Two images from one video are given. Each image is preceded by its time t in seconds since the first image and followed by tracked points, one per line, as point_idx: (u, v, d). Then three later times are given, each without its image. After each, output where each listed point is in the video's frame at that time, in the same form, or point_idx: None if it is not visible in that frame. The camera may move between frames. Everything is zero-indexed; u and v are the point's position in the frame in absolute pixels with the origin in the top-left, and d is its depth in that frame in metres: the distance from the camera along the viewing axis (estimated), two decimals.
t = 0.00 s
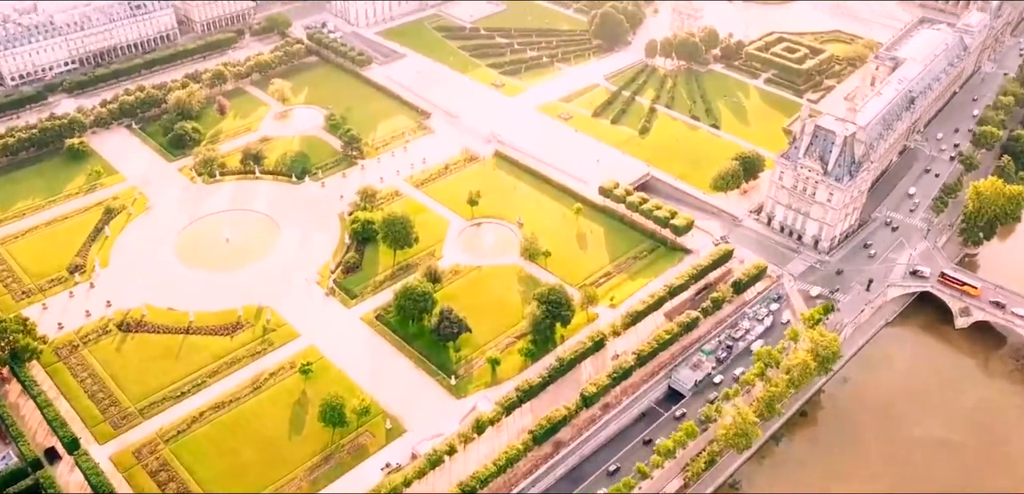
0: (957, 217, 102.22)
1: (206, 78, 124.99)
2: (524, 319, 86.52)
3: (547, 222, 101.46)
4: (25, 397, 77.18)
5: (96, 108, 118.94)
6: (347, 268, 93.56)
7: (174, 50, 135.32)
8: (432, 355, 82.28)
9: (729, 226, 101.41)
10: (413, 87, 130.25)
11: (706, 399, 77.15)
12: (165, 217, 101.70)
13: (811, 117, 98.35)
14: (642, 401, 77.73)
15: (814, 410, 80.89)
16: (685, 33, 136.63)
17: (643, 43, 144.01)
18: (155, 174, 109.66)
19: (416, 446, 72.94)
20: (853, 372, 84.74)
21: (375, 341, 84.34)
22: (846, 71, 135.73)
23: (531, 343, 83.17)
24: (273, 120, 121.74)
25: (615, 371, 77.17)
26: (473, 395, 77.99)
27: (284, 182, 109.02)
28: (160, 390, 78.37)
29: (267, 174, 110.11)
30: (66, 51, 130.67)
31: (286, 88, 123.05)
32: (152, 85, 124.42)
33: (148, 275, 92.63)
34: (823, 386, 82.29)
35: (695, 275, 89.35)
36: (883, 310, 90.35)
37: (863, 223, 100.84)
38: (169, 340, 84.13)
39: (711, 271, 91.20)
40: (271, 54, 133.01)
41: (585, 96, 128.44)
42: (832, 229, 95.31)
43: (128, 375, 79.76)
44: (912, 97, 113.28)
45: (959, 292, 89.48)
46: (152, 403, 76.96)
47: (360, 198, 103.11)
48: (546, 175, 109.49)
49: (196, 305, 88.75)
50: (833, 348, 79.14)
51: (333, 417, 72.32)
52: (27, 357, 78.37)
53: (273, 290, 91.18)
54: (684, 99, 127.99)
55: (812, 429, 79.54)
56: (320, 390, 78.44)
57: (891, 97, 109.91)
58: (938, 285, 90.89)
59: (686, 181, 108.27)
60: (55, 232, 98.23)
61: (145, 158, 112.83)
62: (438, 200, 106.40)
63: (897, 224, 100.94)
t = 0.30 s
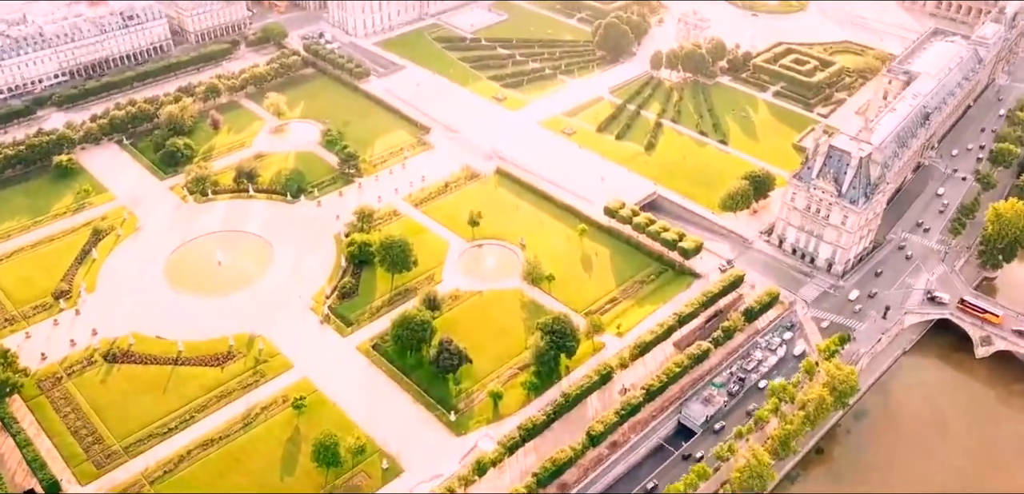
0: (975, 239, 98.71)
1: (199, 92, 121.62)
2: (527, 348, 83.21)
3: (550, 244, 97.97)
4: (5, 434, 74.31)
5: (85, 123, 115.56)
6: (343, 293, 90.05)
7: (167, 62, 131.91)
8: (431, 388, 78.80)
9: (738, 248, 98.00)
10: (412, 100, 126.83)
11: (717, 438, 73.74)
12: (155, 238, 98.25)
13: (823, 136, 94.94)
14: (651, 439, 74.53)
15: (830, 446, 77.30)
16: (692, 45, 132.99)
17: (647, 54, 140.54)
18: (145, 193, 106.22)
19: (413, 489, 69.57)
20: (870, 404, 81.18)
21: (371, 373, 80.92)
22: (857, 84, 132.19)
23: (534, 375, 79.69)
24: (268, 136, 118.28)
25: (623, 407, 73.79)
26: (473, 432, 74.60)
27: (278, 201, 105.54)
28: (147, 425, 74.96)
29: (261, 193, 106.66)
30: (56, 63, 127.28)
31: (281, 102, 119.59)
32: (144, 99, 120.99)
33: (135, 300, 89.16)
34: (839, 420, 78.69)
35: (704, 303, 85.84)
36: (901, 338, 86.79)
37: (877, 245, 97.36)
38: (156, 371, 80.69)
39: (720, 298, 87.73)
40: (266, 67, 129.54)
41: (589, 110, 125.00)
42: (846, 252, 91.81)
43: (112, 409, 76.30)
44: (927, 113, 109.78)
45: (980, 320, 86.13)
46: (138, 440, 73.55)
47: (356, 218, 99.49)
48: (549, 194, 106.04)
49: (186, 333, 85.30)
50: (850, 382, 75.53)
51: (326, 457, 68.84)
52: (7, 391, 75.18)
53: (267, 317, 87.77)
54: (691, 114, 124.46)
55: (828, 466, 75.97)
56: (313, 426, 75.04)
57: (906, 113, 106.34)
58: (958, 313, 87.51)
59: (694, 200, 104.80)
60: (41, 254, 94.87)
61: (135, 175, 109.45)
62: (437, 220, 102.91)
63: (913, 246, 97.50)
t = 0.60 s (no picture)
0: (995, 263, 95.07)
1: (191, 107, 118.13)
2: (529, 381, 79.63)
3: (554, 268, 94.38)
4: None
5: (74, 139, 112.10)
6: (339, 322, 86.42)
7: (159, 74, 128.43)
8: (430, 425, 75.29)
9: (749, 273, 94.47)
10: (411, 114, 123.32)
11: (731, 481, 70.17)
12: (144, 262, 94.73)
13: (838, 157, 91.33)
14: (660, 481, 71.06)
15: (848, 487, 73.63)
16: (698, 57, 129.36)
17: (653, 67, 137.10)
18: (135, 213, 102.73)
19: None
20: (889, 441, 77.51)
21: (367, 408, 77.35)
22: (868, 98, 128.69)
23: (538, 411, 76.17)
24: (263, 152, 114.77)
25: (631, 449, 70.29)
26: (474, 473, 71.09)
27: (272, 222, 101.93)
28: (132, 466, 71.48)
29: (254, 213, 103.13)
30: (45, 76, 123.79)
31: (276, 117, 116.06)
32: (135, 114, 117.51)
33: (122, 329, 85.60)
34: (857, 459, 75.04)
35: (715, 333, 82.28)
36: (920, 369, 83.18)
37: (894, 270, 93.76)
38: (143, 406, 77.15)
39: (732, 327, 84.18)
40: (261, 80, 126.07)
41: (592, 125, 121.46)
42: (862, 279, 88.25)
43: (96, 449, 72.79)
44: (942, 130, 106.21)
45: (1003, 352, 82.38)
46: (122, 483, 70.04)
47: (352, 241, 95.92)
48: (553, 214, 102.50)
49: (174, 365, 81.76)
50: (869, 421, 71.91)
51: None
52: None
53: (259, 347, 84.17)
54: (698, 129, 120.91)
55: None
56: (306, 467, 71.51)
57: (921, 131, 102.78)
58: (979, 344, 83.81)
59: (703, 221, 101.26)
60: (25, 279, 91.38)
61: (125, 194, 105.92)
62: (437, 242, 99.33)
63: (931, 271, 93.93)
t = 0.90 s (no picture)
0: (1017, 289, 91.33)
1: (183, 122, 114.59)
2: (533, 417, 75.97)
3: (557, 294, 90.79)
4: None
5: (61, 157, 108.54)
6: (334, 352, 82.74)
7: (151, 88, 124.89)
8: (429, 467, 71.84)
9: (761, 299, 90.94)
10: (410, 129, 119.74)
11: None
12: (132, 287, 91.16)
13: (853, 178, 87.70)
14: None
15: None
16: (705, 70, 125.78)
17: (658, 79, 133.44)
18: (124, 235, 99.16)
19: None
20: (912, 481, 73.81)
21: (363, 447, 73.80)
22: (880, 111, 125.05)
23: (541, 451, 72.62)
24: (257, 169, 111.20)
25: None
26: None
27: (265, 244, 98.29)
28: None
29: (247, 235, 99.52)
30: (33, 90, 120.28)
31: (271, 133, 112.44)
32: (125, 130, 113.97)
33: (107, 360, 81.99)
34: None
35: (726, 366, 78.66)
36: (942, 402, 79.50)
37: (911, 296, 90.11)
38: (127, 444, 73.59)
39: (744, 359, 80.58)
40: (256, 94, 122.51)
41: (596, 141, 117.86)
42: (879, 307, 84.61)
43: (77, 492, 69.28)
44: (959, 148, 102.65)
45: None
46: None
47: (348, 265, 92.30)
48: (556, 236, 98.87)
49: (161, 399, 78.13)
50: (891, 463, 68.33)
51: None
52: None
53: (249, 380, 80.49)
54: (705, 145, 117.25)
55: None
56: None
57: (938, 149, 99.11)
58: (1003, 376, 80.17)
59: (712, 244, 97.68)
60: (8, 307, 87.83)
61: (113, 215, 102.32)
62: (436, 265, 95.69)
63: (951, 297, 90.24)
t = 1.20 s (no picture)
0: None
1: (176, 138, 111.13)
2: (536, 456, 72.59)
3: (562, 321, 87.32)
4: None
5: (49, 175, 105.05)
6: (328, 385, 79.26)
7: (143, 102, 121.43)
8: None
9: (773, 327, 87.52)
10: (409, 145, 116.28)
11: None
12: (119, 314, 87.75)
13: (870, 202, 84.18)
14: None
15: None
16: (712, 83, 122.28)
17: (664, 93, 129.96)
18: (112, 257, 95.70)
19: None
20: None
21: (359, 488, 70.43)
22: (892, 126, 121.54)
23: None
24: (251, 187, 107.74)
25: None
26: None
27: (259, 267, 94.77)
28: None
29: (239, 257, 96.01)
30: (21, 104, 116.79)
31: (265, 149, 108.90)
32: (115, 146, 110.49)
33: (91, 393, 78.63)
34: None
35: (739, 401, 75.16)
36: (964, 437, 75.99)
37: (929, 324, 86.59)
38: (111, 485, 70.28)
39: (757, 393, 77.07)
40: (251, 108, 119.05)
41: (601, 157, 114.37)
42: (897, 337, 81.09)
43: None
44: (977, 168, 99.14)
45: None
46: None
47: (344, 291, 88.83)
48: (560, 258, 95.34)
49: (147, 436, 74.77)
50: None
51: None
52: None
53: (240, 415, 77.06)
54: (713, 161, 113.77)
55: None
56: None
57: (956, 169, 95.56)
58: None
59: (721, 267, 94.18)
60: None
61: (102, 236, 98.86)
62: (435, 289, 92.17)
63: (970, 325, 86.69)
